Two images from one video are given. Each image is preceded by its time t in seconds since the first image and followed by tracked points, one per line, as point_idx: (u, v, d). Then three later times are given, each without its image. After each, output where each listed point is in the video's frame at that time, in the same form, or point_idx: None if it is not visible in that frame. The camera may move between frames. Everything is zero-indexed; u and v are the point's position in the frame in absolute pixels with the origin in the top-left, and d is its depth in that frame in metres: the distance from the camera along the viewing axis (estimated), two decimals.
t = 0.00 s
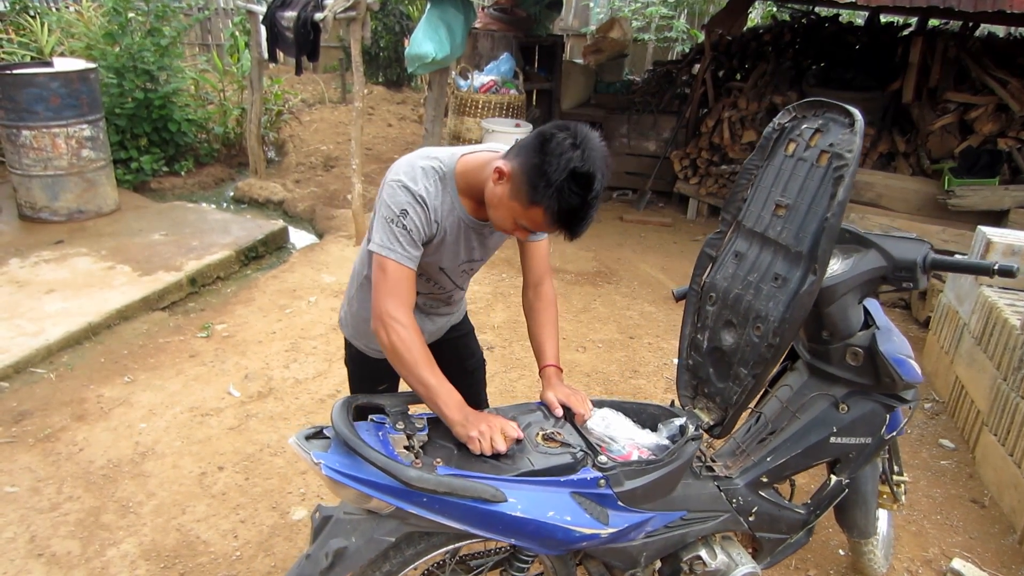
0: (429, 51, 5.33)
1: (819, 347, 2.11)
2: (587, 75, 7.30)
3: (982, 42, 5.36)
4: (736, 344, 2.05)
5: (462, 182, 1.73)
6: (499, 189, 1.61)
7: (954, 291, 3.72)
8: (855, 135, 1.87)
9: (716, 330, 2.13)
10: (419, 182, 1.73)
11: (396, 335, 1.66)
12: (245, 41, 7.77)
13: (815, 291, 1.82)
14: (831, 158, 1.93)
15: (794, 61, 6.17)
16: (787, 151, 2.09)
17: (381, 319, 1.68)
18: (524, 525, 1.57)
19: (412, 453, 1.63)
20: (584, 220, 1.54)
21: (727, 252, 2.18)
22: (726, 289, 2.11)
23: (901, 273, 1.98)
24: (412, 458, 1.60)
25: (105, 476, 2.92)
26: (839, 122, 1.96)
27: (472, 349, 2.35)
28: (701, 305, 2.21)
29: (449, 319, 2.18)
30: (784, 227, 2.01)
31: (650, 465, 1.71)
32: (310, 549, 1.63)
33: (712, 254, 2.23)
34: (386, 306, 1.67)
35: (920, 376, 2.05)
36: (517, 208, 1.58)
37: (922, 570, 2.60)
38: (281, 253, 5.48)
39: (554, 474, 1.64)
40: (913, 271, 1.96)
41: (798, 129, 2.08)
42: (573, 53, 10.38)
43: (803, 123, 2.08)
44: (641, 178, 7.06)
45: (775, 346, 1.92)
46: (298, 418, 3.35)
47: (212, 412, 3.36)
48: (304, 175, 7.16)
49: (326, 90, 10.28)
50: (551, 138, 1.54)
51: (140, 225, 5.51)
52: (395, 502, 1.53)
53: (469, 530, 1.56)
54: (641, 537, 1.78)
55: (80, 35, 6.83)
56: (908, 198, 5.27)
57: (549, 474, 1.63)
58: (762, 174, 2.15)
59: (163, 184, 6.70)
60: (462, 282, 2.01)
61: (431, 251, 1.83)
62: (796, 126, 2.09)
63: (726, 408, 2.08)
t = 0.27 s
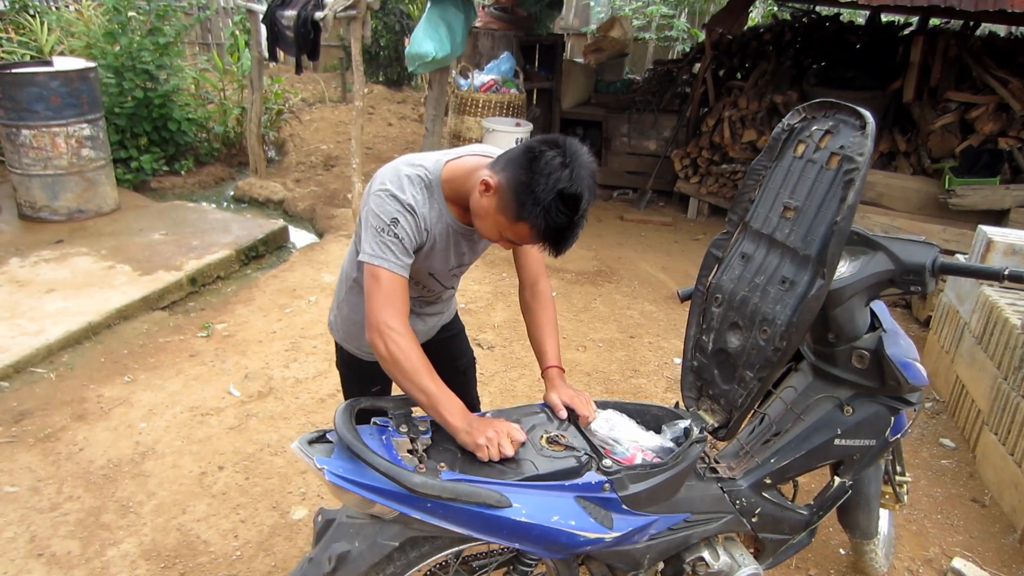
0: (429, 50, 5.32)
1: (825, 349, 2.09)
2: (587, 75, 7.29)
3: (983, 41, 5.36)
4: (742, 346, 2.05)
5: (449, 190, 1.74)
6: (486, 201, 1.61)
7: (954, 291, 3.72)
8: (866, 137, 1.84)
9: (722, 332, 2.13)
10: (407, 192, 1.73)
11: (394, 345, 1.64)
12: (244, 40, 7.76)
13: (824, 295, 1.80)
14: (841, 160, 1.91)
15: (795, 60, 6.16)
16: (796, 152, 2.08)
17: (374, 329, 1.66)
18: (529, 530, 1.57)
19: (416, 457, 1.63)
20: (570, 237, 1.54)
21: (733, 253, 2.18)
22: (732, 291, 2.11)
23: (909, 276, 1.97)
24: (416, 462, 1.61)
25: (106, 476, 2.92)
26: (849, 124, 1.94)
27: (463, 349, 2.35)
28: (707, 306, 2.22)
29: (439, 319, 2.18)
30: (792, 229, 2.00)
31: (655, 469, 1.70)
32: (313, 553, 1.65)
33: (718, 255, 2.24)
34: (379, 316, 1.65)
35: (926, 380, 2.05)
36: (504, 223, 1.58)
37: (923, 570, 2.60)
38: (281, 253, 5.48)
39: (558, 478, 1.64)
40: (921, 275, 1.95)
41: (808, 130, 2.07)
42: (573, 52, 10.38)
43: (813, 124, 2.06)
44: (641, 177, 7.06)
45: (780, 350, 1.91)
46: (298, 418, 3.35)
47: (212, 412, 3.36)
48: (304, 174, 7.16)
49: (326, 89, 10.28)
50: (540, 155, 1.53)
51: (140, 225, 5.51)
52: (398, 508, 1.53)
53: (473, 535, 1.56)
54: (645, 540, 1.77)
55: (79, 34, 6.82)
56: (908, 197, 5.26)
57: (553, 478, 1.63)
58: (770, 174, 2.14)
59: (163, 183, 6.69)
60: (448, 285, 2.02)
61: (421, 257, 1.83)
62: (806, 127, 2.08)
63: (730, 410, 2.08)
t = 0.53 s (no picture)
0: (429, 49, 5.32)
1: (828, 350, 2.09)
2: (587, 74, 7.29)
3: (982, 40, 5.37)
4: (746, 348, 2.05)
5: (441, 198, 1.75)
6: (477, 208, 1.61)
7: (954, 289, 3.72)
8: (874, 139, 1.84)
9: (726, 333, 2.13)
10: (399, 201, 1.73)
11: (393, 353, 1.63)
12: (244, 40, 7.76)
13: (829, 297, 1.81)
14: (849, 162, 1.90)
15: (794, 59, 6.16)
16: (803, 153, 2.07)
17: (372, 339, 1.64)
18: (532, 533, 1.57)
19: (418, 461, 1.63)
20: (564, 240, 1.54)
21: (738, 254, 2.18)
22: (736, 292, 2.12)
23: (915, 278, 1.94)
24: (418, 466, 1.61)
25: (106, 476, 2.92)
26: (857, 125, 1.93)
27: (455, 347, 2.35)
28: (710, 307, 2.23)
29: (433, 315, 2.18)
30: (797, 230, 2.00)
31: (658, 471, 1.69)
32: (316, 555, 1.66)
33: (722, 255, 2.24)
34: (376, 325, 1.64)
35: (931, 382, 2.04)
36: (497, 229, 1.58)
37: (924, 569, 2.60)
38: (281, 253, 5.48)
39: (561, 481, 1.64)
40: (927, 277, 1.92)
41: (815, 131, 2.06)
42: (572, 51, 10.37)
43: (820, 124, 2.05)
44: (640, 176, 7.06)
45: (786, 352, 1.92)
46: (298, 417, 3.35)
47: (212, 412, 3.36)
48: (303, 174, 7.16)
49: (326, 89, 10.28)
50: (531, 161, 1.54)
51: (139, 225, 5.51)
52: (402, 511, 1.54)
53: (475, 538, 1.56)
54: (647, 541, 1.77)
55: (78, 34, 6.82)
56: (908, 195, 5.26)
57: (557, 481, 1.63)
58: (776, 175, 2.14)
59: (162, 183, 6.69)
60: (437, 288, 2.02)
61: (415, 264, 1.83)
62: (813, 127, 2.07)
63: (733, 411, 2.10)
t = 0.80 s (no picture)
0: (428, 48, 5.31)
1: (824, 347, 2.07)
2: (586, 75, 7.19)
3: (982, 39, 5.37)
4: (741, 344, 2.05)
5: (439, 189, 1.75)
6: (472, 197, 1.62)
7: (954, 288, 3.72)
8: (865, 136, 1.83)
9: (720, 331, 2.13)
10: (395, 186, 1.72)
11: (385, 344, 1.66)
12: (243, 40, 7.76)
13: (822, 293, 1.79)
14: (840, 158, 1.91)
15: (794, 58, 6.16)
16: (795, 151, 2.08)
17: (366, 331, 1.67)
18: (529, 528, 1.56)
19: (416, 456, 1.63)
20: (560, 220, 1.55)
21: (732, 251, 2.18)
22: (731, 289, 2.12)
23: (908, 274, 1.96)
24: (415, 461, 1.60)
25: (106, 476, 2.92)
26: (848, 123, 1.95)
27: (456, 339, 2.35)
28: (705, 305, 2.22)
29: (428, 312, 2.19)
30: (790, 227, 2.00)
31: (654, 466, 1.70)
32: (313, 551, 1.66)
33: (717, 253, 2.24)
34: (368, 316, 1.66)
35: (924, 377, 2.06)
36: (493, 216, 1.59)
37: (923, 568, 2.60)
38: (281, 252, 5.48)
39: (558, 476, 1.64)
40: (919, 272, 1.94)
41: (807, 129, 2.08)
42: (572, 50, 10.37)
43: (811, 123, 2.07)
44: (640, 175, 7.06)
45: (779, 348, 1.91)
46: (298, 417, 3.35)
47: (212, 412, 3.36)
48: (303, 174, 7.16)
49: (325, 88, 10.28)
50: (520, 144, 1.54)
51: (139, 225, 5.51)
52: (399, 506, 1.52)
53: (472, 533, 1.55)
54: (644, 538, 1.78)
55: (78, 34, 6.82)
56: (908, 195, 5.26)
57: (553, 476, 1.64)
58: (769, 172, 2.15)
59: (162, 183, 6.69)
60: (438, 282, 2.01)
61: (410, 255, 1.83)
62: (805, 126, 2.09)
63: (729, 408, 2.09)
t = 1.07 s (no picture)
0: (429, 48, 5.31)
1: (812, 340, 2.09)
2: (586, 74, 7.15)
3: (982, 39, 5.37)
4: (729, 337, 2.04)
5: (457, 171, 1.75)
6: (485, 175, 1.63)
7: (954, 287, 3.72)
8: (843, 128, 1.86)
9: (710, 325, 2.13)
10: (412, 170, 1.72)
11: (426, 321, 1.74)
12: (244, 39, 7.76)
13: (805, 282, 1.80)
14: (819, 151, 1.92)
15: (794, 58, 6.17)
16: (776, 146, 2.09)
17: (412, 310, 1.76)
18: (520, 516, 1.58)
19: (409, 446, 1.64)
20: (569, 194, 1.53)
21: (719, 247, 2.18)
22: (719, 283, 2.11)
23: (892, 265, 1.96)
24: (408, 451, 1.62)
25: (106, 475, 2.92)
26: (827, 117, 1.96)
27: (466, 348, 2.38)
28: (695, 300, 2.22)
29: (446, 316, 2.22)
30: (774, 220, 2.01)
31: (645, 457, 1.71)
32: (308, 542, 1.63)
33: (705, 249, 2.23)
34: (413, 297, 1.74)
35: (912, 367, 2.06)
36: (504, 193, 1.59)
37: (923, 568, 2.60)
38: (281, 252, 5.48)
39: (549, 465, 1.65)
40: (903, 262, 1.94)
41: (787, 124, 2.09)
42: (573, 50, 10.38)
43: (792, 118, 2.08)
44: (641, 175, 7.06)
45: (766, 338, 1.91)
46: (298, 417, 3.35)
47: (212, 411, 3.37)
48: (303, 173, 7.16)
49: (325, 88, 10.28)
50: (527, 119, 1.54)
51: (139, 224, 5.51)
52: (392, 493, 1.53)
53: (464, 520, 1.57)
54: (637, 530, 1.78)
55: (78, 33, 6.82)
56: (907, 194, 5.26)
57: (545, 465, 1.65)
58: (752, 169, 2.16)
59: (162, 182, 6.68)
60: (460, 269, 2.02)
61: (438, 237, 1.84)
62: (785, 121, 2.10)
63: (720, 401, 2.08)
